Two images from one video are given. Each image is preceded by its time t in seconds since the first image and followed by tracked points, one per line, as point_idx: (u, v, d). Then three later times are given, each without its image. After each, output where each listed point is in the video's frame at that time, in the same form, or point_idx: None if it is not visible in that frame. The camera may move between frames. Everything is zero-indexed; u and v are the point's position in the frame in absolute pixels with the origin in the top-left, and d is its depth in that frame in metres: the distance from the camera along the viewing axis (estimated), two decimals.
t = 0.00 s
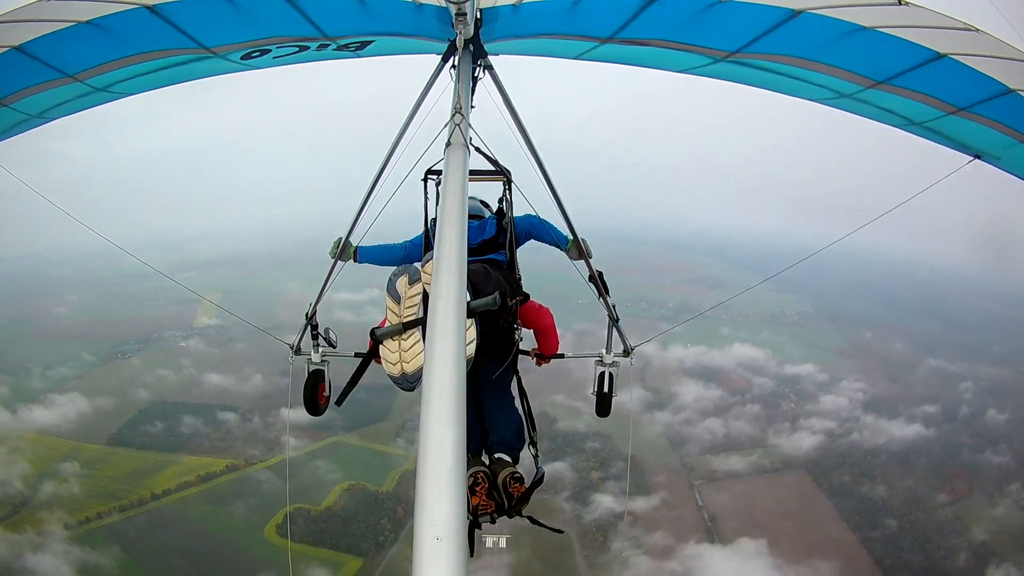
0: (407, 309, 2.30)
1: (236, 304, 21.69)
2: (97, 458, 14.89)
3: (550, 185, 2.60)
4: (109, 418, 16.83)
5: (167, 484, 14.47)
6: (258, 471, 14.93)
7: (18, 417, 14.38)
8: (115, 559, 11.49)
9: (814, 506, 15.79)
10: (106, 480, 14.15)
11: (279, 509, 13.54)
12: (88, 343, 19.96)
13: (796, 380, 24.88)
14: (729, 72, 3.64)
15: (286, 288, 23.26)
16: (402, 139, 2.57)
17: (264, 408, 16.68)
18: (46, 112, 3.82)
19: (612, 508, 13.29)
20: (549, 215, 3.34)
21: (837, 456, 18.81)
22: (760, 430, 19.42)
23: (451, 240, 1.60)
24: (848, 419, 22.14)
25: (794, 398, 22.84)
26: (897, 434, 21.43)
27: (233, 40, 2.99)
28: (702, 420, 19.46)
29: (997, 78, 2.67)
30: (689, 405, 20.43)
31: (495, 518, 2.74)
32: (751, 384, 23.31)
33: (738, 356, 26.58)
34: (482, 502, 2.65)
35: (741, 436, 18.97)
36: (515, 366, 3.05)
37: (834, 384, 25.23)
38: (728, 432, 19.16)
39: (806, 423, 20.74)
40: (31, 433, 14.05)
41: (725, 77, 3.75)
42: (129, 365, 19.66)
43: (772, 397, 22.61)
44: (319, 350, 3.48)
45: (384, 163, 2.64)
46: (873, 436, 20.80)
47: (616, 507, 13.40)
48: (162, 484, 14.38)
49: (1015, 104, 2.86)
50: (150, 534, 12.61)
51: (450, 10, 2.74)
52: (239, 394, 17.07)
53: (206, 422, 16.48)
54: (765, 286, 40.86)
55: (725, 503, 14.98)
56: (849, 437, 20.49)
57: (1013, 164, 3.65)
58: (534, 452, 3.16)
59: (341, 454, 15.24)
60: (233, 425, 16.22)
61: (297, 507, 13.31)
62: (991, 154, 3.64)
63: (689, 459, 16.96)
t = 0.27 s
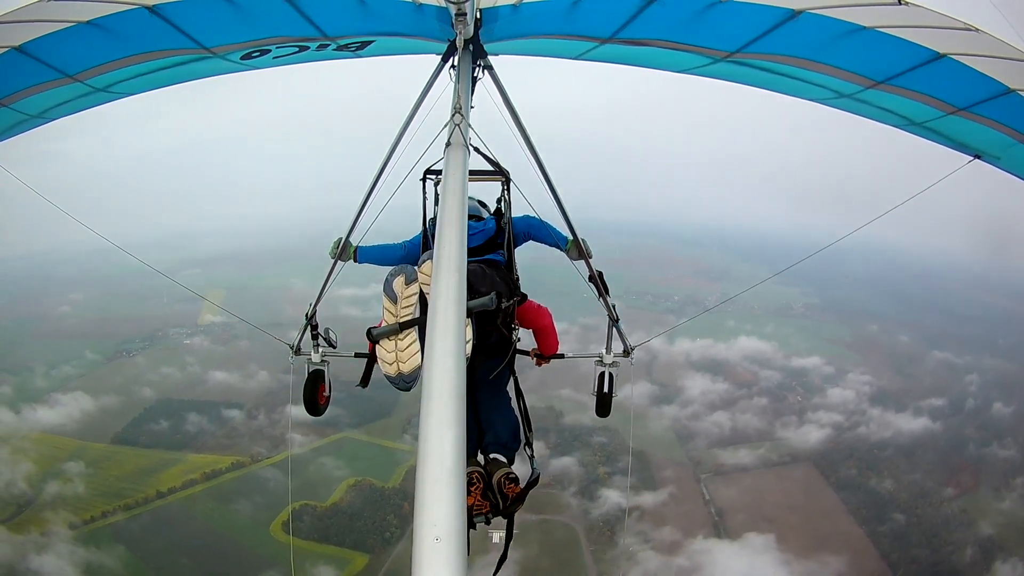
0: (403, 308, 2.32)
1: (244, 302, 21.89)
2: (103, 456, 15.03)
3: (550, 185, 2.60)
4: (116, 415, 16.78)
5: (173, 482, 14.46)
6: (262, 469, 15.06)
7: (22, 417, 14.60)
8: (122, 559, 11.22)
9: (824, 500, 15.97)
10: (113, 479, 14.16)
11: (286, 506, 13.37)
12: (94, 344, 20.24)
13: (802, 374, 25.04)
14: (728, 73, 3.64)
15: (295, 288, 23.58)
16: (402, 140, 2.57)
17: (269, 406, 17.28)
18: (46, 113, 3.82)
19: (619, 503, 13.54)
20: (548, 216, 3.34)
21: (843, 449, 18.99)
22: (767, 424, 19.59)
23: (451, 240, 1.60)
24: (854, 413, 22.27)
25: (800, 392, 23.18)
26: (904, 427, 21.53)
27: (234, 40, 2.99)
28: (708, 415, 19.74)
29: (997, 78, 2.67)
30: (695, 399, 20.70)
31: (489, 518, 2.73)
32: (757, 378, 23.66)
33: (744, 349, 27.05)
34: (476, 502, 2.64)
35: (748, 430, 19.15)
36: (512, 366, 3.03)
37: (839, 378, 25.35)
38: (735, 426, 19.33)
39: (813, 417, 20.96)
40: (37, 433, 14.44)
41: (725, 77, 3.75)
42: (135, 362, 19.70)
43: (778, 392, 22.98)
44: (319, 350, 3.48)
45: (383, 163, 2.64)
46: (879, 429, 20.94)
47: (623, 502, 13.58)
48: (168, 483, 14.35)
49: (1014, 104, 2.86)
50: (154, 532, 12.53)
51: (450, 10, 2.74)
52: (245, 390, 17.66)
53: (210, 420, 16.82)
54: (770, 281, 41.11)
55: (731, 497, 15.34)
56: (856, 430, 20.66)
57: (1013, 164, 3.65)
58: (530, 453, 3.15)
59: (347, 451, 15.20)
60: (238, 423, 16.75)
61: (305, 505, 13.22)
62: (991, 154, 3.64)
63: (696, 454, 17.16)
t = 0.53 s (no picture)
0: (402, 309, 2.34)
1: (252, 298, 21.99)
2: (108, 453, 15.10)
3: (551, 185, 2.60)
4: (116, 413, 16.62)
5: (176, 478, 14.65)
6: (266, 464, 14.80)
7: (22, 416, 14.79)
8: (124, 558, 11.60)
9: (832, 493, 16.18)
10: (116, 476, 14.20)
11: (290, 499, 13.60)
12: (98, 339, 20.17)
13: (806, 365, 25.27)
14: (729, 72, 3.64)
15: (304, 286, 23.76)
16: (402, 140, 2.57)
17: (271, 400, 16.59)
18: (47, 113, 3.82)
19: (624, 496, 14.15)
20: (548, 217, 3.34)
21: (849, 440, 19.12)
22: (773, 416, 20.08)
23: (451, 239, 1.59)
24: (860, 403, 22.37)
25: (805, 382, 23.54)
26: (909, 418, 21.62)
27: (234, 40, 2.99)
28: (714, 405, 20.19)
29: (996, 77, 2.66)
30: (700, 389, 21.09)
31: (484, 518, 2.74)
32: (762, 368, 24.20)
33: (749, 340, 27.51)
34: (471, 501, 2.65)
35: (753, 421, 19.50)
36: (508, 365, 3.04)
37: (843, 368, 25.52)
38: (740, 416, 19.72)
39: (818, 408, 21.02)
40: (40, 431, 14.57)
41: (726, 76, 3.75)
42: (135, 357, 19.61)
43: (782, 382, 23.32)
44: (319, 350, 3.49)
45: (384, 162, 2.64)
46: (885, 420, 21.03)
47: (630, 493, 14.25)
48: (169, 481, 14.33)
49: (1015, 104, 2.86)
50: (158, 530, 12.59)
51: (451, 10, 2.74)
52: (247, 385, 17.03)
53: (213, 416, 16.45)
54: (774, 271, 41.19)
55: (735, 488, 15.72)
56: (861, 421, 20.75)
57: (1013, 164, 3.65)
58: (524, 453, 3.16)
59: (350, 444, 15.14)
60: (241, 418, 16.30)
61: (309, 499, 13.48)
62: (992, 154, 3.64)
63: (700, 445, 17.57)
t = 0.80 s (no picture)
0: (403, 309, 2.31)
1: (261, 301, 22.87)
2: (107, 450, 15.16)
3: (550, 185, 2.59)
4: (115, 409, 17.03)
5: (176, 473, 14.63)
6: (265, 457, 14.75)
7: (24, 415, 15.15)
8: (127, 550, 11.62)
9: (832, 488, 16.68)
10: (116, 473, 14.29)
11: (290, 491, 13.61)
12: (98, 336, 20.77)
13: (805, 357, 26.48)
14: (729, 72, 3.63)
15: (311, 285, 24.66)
16: (402, 140, 2.57)
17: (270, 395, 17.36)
18: (47, 112, 3.83)
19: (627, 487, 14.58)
20: (547, 218, 3.34)
21: (850, 431, 19.85)
22: (774, 405, 20.57)
23: (451, 239, 1.59)
24: (861, 395, 23.02)
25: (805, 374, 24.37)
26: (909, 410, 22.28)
27: (233, 40, 2.99)
28: (715, 396, 20.76)
29: (997, 78, 2.66)
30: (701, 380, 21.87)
31: (480, 517, 2.73)
32: (763, 359, 24.96)
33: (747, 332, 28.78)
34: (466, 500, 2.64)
35: (754, 412, 19.92)
36: (504, 366, 3.03)
37: (844, 360, 26.21)
38: (741, 408, 20.19)
39: (819, 399, 21.91)
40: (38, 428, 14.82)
41: (726, 77, 3.75)
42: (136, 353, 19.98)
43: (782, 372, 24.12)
44: (318, 350, 3.47)
45: (385, 161, 2.64)
46: (885, 412, 21.61)
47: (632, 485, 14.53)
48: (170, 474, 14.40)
49: (1015, 104, 2.85)
50: (158, 526, 12.67)
51: (451, 10, 2.74)
52: (247, 379, 18.28)
53: (212, 410, 16.88)
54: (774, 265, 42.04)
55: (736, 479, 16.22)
56: (862, 412, 21.33)
57: (1013, 164, 3.64)
58: (520, 452, 3.14)
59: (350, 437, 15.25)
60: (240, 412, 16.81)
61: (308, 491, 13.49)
62: (991, 154, 3.63)
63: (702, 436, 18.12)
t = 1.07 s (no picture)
0: (404, 307, 2.33)
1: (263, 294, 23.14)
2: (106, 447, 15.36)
3: (550, 183, 2.58)
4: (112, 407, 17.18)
5: (175, 469, 14.86)
6: (263, 452, 15.10)
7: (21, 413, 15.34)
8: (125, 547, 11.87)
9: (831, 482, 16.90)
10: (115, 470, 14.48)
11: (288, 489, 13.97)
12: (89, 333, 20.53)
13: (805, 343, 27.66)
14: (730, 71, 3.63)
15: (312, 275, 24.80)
16: (402, 140, 2.57)
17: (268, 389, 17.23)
18: (46, 113, 3.82)
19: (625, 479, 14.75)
20: (548, 218, 3.34)
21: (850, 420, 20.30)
22: (773, 396, 21.37)
23: (451, 240, 1.59)
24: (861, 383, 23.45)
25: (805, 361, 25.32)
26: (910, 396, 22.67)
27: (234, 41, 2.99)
28: (714, 385, 21.46)
29: (997, 77, 2.66)
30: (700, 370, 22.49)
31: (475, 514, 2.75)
32: (761, 347, 25.57)
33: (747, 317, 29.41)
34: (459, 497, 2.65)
35: (754, 402, 20.70)
36: (501, 364, 3.03)
37: (843, 347, 26.69)
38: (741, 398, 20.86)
39: (819, 388, 22.51)
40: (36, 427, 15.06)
41: (726, 76, 3.74)
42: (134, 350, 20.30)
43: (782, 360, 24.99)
44: (318, 350, 3.48)
45: (385, 161, 2.64)
46: (886, 400, 22.00)
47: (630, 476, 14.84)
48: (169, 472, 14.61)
49: (1015, 103, 2.85)
50: (156, 522, 12.78)
51: (450, 10, 2.74)
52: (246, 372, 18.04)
53: (210, 405, 17.10)
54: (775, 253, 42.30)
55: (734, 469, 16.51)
56: (861, 401, 21.82)
57: (1013, 163, 3.65)
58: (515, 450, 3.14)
59: (349, 430, 15.66)
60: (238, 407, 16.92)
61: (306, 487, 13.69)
62: (991, 154, 3.63)
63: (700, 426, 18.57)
